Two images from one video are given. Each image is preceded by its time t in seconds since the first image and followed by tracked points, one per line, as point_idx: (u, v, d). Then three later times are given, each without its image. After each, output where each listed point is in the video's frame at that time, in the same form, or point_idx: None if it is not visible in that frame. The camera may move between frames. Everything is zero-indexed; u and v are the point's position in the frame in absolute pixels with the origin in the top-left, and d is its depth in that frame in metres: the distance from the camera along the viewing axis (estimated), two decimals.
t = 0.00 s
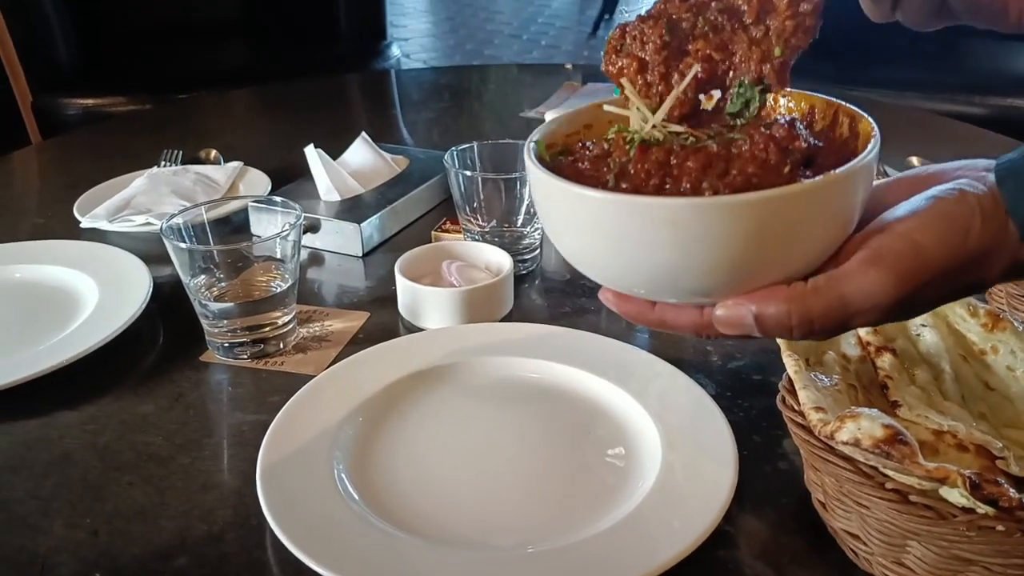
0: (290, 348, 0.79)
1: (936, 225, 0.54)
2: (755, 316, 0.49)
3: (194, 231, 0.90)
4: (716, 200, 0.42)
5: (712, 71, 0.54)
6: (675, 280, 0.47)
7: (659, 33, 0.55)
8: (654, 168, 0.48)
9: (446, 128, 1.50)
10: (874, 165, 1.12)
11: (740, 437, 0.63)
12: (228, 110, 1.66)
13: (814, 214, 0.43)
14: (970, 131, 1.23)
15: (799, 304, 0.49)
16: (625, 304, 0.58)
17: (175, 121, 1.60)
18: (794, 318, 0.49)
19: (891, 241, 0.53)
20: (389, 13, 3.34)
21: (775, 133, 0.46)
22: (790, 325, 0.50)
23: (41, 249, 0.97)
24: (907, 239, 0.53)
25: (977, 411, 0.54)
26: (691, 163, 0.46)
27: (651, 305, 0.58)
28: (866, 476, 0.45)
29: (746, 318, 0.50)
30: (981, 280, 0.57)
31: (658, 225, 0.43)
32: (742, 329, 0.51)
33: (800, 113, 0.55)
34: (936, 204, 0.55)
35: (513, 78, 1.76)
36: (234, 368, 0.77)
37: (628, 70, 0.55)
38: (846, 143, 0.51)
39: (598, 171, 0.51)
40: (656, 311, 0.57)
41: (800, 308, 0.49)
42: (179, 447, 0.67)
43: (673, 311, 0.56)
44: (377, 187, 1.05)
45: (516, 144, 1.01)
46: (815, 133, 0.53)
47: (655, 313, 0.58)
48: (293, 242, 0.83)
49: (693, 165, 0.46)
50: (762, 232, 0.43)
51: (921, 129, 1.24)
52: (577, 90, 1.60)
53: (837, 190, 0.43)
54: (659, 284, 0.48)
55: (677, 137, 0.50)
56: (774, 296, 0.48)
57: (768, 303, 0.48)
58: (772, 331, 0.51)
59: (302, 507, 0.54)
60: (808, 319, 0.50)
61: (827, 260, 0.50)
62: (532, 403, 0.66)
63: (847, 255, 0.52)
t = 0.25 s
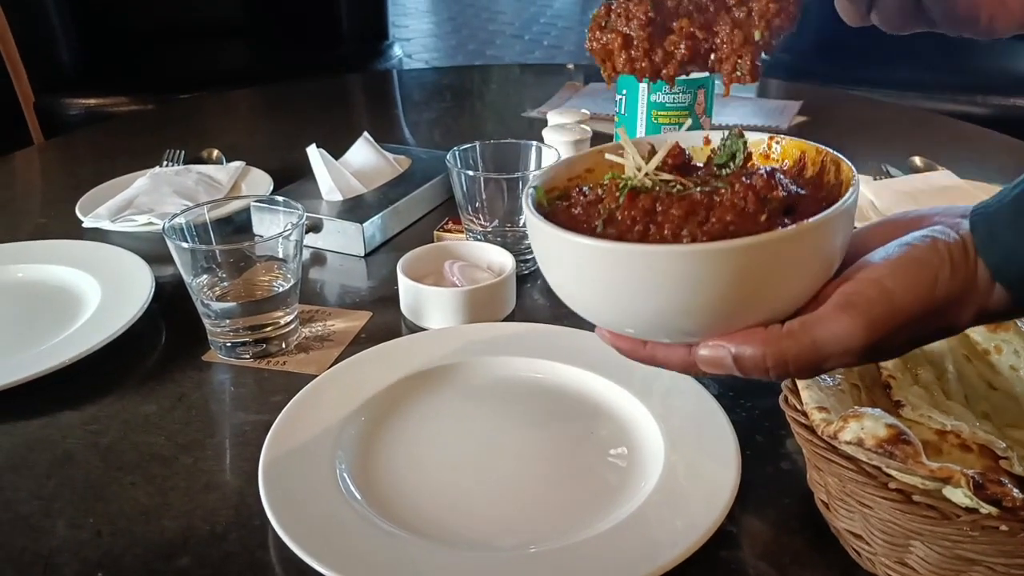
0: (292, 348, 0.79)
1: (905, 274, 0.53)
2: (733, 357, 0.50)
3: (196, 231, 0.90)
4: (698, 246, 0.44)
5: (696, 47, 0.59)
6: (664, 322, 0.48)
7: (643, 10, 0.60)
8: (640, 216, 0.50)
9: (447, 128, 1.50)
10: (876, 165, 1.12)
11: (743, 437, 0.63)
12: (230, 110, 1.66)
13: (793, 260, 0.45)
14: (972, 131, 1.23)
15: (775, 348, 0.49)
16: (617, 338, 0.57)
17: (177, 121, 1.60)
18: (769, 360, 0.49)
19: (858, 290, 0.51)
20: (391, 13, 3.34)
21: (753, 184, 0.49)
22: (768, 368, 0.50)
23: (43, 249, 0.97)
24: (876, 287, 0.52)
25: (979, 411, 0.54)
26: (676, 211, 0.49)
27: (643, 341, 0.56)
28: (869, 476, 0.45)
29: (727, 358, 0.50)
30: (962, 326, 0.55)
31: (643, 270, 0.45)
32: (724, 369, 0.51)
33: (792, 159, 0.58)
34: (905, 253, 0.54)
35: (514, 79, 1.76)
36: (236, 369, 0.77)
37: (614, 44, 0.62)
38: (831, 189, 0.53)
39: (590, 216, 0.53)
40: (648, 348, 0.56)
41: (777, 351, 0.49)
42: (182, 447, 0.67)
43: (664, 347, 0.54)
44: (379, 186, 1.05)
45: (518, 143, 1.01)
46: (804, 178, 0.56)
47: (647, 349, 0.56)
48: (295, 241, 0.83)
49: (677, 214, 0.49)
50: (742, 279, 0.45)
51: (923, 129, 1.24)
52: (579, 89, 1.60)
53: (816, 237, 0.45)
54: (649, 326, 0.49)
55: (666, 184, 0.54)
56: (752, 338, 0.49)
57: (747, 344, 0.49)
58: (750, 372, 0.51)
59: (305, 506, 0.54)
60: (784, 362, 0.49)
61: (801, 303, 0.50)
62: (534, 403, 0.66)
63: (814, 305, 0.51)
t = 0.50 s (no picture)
0: (292, 346, 0.79)
1: (869, 288, 0.53)
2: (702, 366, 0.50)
3: (196, 229, 0.90)
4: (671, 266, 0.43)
5: (681, 158, 0.54)
6: (641, 334, 0.48)
7: (629, 119, 0.54)
8: (618, 231, 0.50)
9: (448, 126, 1.50)
10: (879, 162, 1.11)
11: (745, 435, 0.63)
12: (231, 108, 1.66)
13: (766, 277, 0.45)
14: (975, 128, 1.22)
15: (743, 358, 0.49)
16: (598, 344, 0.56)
17: (177, 119, 1.60)
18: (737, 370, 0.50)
19: (824, 302, 0.52)
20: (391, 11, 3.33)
21: (729, 200, 0.49)
22: (736, 378, 0.50)
23: (43, 247, 0.97)
24: (840, 300, 0.52)
25: (982, 407, 0.54)
26: (651, 227, 0.49)
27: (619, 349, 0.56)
28: (871, 473, 0.45)
29: (698, 367, 0.51)
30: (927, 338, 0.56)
31: (617, 286, 0.45)
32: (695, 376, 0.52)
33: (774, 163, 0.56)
34: (869, 267, 0.54)
35: (515, 77, 1.75)
36: (236, 367, 0.77)
37: (601, 155, 0.55)
38: (805, 204, 0.52)
39: (572, 227, 0.53)
40: (625, 353, 0.56)
41: (744, 361, 0.49)
42: (182, 445, 0.66)
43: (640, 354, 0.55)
44: (379, 184, 1.04)
45: (519, 140, 1.01)
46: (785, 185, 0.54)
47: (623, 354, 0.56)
48: (295, 239, 0.82)
49: (654, 228, 0.49)
50: (715, 294, 0.45)
51: (926, 126, 1.24)
52: (580, 87, 1.60)
53: (787, 254, 0.45)
54: (627, 337, 0.49)
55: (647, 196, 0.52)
56: (723, 348, 0.49)
57: (717, 354, 0.49)
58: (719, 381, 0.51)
59: (304, 504, 0.54)
60: (751, 373, 0.50)
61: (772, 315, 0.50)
62: (534, 400, 0.66)
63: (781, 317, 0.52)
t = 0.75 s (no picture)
0: (292, 341, 0.79)
1: (849, 310, 0.53)
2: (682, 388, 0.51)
3: (195, 224, 0.90)
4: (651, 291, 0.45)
5: (610, 57, 0.65)
6: (623, 359, 0.50)
7: (564, 20, 0.65)
8: (601, 254, 0.52)
9: (448, 122, 1.49)
10: (879, 157, 1.11)
11: (746, 430, 0.63)
12: (230, 104, 1.65)
13: (745, 301, 0.47)
14: (976, 122, 1.22)
15: (724, 380, 0.50)
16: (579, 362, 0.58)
17: (176, 116, 1.60)
18: (717, 392, 0.51)
19: (801, 325, 0.52)
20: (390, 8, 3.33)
21: (710, 226, 0.52)
22: (718, 400, 0.51)
23: (42, 242, 0.97)
24: (817, 323, 0.52)
25: (983, 401, 0.54)
26: (634, 252, 0.52)
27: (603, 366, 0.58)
28: (872, 466, 0.45)
29: (680, 388, 0.52)
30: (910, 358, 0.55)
31: (598, 311, 0.47)
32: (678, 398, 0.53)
33: (754, 183, 0.59)
34: (847, 288, 0.54)
35: (514, 73, 1.75)
36: (236, 362, 0.76)
37: (536, 53, 0.67)
38: (785, 223, 0.55)
39: (555, 248, 0.55)
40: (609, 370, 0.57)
41: (725, 384, 0.50)
42: (181, 441, 0.66)
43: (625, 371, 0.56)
44: (379, 180, 1.04)
45: (519, 135, 1.00)
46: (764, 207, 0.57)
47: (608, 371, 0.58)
48: (294, 234, 0.82)
49: (636, 252, 0.52)
50: (694, 321, 0.46)
51: (927, 120, 1.24)
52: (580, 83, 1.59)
53: (767, 280, 0.47)
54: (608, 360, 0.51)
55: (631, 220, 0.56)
56: (703, 370, 0.50)
57: (698, 375, 0.51)
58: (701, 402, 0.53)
59: (305, 497, 0.54)
60: (733, 394, 0.51)
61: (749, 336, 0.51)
62: (534, 395, 0.66)
63: (760, 339, 0.52)
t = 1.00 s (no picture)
0: (291, 334, 0.79)
1: (891, 344, 0.50)
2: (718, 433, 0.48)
3: (194, 218, 0.90)
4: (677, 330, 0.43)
5: (537, 113, 0.70)
6: (653, 399, 0.47)
7: (495, 78, 0.70)
8: (627, 291, 0.51)
9: (447, 114, 1.49)
10: (879, 147, 1.11)
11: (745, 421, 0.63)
12: (228, 96, 1.65)
13: (779, 339, 0.44)
14: (976, 113, 1.22)
15: (762, 423, 0.47)
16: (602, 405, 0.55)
17: (174, 108, 1.59)
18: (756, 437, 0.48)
19: (841, 361, 0.49)
20: None
21: (739, 259, 0.50)
22: (756, 443, 0.48)
23: (41, 236, 0.97)
24: (858, 358, 0.49)
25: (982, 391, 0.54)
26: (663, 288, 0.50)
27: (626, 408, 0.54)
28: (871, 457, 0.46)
29: (715, 433, 0.48)
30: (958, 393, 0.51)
31: (622, 350, 0.44)
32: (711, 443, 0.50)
33: (779, 216, 0.57)
34: (887, 321, 0.51)
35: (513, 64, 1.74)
36: (235, 355, 0.76)
37: (472, 107, 0.72)
38: (816, 255, 0.52)
39: (577, 286, 0.53)
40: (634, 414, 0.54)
41: (764, 426, 0.47)
42: (180, 434, 0.66)
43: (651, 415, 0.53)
44: (378, 172, 1.04)
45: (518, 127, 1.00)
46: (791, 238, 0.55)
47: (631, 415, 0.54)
48: (293, 227, 0.82)
49: (664, 289, 0.50)
50: (726, 361, 0.44)
51: (927, 111, 1.23)
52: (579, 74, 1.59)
53: (801, 316, 0.44)
54: (636, 399, 0.48)
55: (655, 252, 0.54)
56: (739, 413, 0.47)
57: (735, 419, 0.47)
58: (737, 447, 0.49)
59: (304, 489, 0.54)
60: (772, 438, 0.48)
61: (784, 376, 0.48)
62: (533, 388, 0.66)
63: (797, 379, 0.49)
